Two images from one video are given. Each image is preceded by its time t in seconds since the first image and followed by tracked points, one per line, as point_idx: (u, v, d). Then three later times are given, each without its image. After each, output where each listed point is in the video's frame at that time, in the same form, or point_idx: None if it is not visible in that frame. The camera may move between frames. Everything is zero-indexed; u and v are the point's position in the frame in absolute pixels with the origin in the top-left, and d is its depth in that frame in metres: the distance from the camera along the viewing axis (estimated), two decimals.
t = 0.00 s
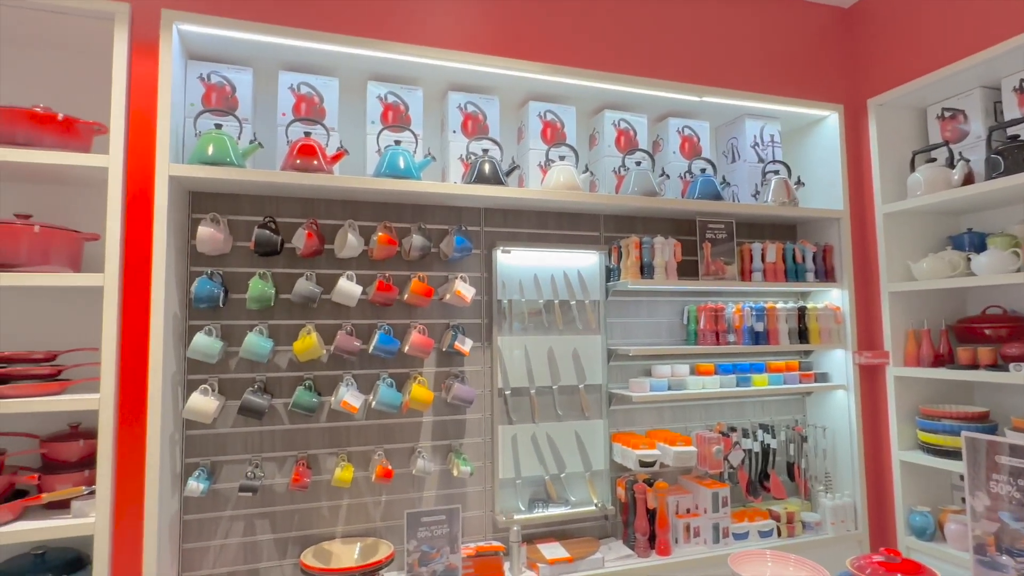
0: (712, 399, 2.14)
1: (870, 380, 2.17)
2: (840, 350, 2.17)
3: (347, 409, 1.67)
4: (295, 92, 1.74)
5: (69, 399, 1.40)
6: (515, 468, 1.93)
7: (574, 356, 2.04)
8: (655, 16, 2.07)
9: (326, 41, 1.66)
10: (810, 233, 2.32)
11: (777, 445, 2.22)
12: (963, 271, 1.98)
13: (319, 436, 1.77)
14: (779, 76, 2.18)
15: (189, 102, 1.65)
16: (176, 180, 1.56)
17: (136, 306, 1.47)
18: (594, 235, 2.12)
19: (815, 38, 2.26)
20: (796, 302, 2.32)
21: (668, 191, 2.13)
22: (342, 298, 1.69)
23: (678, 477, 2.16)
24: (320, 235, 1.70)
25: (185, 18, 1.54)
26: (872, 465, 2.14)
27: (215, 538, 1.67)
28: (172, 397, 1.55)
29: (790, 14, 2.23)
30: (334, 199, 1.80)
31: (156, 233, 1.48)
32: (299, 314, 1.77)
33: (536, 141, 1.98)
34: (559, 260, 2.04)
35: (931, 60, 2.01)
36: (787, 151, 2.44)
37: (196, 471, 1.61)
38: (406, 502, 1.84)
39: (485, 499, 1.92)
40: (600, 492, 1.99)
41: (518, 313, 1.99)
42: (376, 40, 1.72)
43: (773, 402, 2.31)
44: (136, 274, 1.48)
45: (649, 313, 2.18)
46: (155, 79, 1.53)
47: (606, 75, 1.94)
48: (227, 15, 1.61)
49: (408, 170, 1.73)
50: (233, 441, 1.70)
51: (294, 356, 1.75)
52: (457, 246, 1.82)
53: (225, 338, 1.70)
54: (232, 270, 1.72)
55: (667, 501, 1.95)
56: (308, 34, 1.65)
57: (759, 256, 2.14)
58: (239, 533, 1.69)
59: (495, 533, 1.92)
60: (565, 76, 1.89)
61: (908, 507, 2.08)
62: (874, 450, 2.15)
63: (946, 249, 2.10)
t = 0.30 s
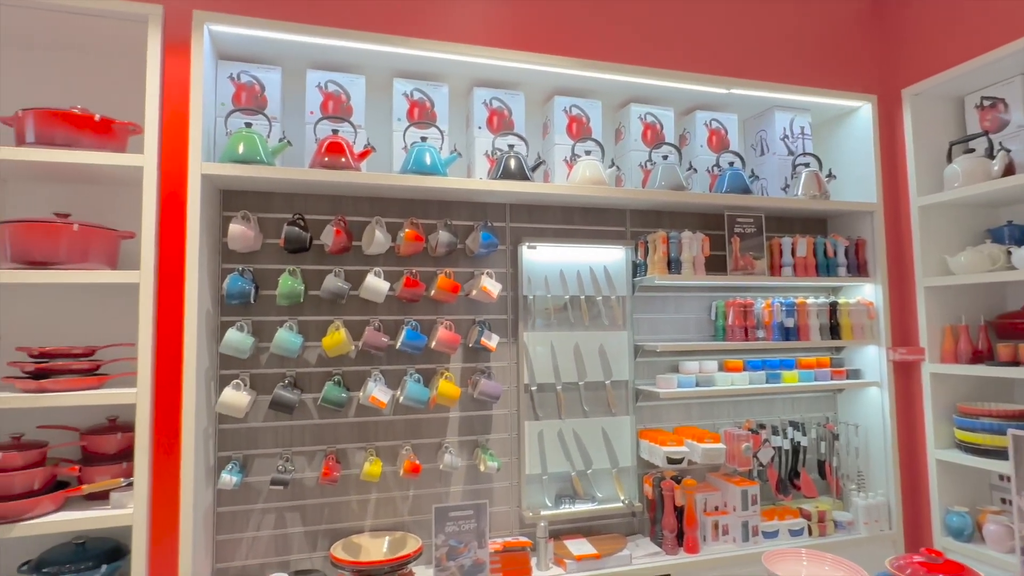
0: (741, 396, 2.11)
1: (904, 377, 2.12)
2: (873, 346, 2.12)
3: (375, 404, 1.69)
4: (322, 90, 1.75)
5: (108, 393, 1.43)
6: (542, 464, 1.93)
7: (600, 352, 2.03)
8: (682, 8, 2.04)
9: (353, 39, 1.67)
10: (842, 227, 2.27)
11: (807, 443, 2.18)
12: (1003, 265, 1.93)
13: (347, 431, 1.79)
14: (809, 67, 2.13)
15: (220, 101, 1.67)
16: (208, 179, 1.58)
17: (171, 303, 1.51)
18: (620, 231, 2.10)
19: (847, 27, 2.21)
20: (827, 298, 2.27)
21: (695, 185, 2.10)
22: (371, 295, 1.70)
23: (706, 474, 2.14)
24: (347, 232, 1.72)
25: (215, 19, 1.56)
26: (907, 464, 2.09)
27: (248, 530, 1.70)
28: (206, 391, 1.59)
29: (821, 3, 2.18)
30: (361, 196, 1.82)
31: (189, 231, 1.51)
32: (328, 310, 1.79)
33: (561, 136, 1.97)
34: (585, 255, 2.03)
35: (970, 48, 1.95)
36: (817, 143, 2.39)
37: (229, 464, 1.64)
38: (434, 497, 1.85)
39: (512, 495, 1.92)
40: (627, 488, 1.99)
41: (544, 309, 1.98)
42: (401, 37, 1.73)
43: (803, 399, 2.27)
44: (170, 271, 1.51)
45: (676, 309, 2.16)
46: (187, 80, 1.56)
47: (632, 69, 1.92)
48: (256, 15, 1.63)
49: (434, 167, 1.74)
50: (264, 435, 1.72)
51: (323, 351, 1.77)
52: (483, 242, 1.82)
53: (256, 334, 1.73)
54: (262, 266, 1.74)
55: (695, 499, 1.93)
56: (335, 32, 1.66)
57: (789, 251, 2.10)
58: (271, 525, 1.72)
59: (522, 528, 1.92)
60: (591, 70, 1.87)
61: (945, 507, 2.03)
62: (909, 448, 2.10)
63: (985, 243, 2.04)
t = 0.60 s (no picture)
0: (763, 390, 2.09)
1: (930, 371, 2.09)
2: (898, 340, 2.09)
3: (397, 396, 1.70)
4: (344, 86, 1.77)
5: (138, 384, 1.47)
6: (562, 457, 1.93)
7: (620, 346, 2.03)
8: None
9: (374, 34, 1.68)
10: (867, 219, 2.23)
11: (831, 438, 2.16)
12: None
13: (370, 423, 1.81)
14: (834, 57, 2.10)
15: (244, 98, 1.69)
16: (233, 174, 1.61)
17: (198, 295, 1.53)
18: (640, 224, 2.09)
19: (872, 15, 2.17)
20: (851, 291, 2.24)
21: (717, 177, 2.08)
22: (391, 288, 1.71)
23: (727, 468, 2.13)
24: (369, 226, 1.73)
25: (239, 16, 1.58)
26: (933, 459, 2.06)
27: (273, 520, 1.73)
28: (232, 383, 1.61)
29: None
30: (383, 190, 1.83)
31: (215, 225, 1.54)
32: (350, 304, 1.81)
33: (581, 129, 1.96)
34: (605, 248, 2.03)
35: (1000, 35, 1.91)
36: (841, 134, 2.36)
37: (255, 455, 1.67)
38: (455, 489, 1.86)
39: (533, 488, 1.93)
40: (648, 482, 1.99)
41: (564, 303, 1.98)
42: (422, 31, 1.74)
43: (827, 393, 2.25)
44: (197, 264, 1.54)
45: (697, 302, 2.15)
46: (212, 76, 1.58)
47: (653, 60, 1.91)
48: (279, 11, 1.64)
49: (455, 161, 1.75)
50: (289, 426, 1.75)
51: (346, 344, 1.79)
52: (503, 236, 1.82)
53: (280, 327, 1.75)
54: (286, 260, 1.77)
55: (717, 493, 1.92)
56: (357, 27, 1.67)
57: (813, 244, 2.08)
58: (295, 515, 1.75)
59: (543, 521, 1.93)
60: (611, 62, 1.86)
61: (972, 504, 2.00)
62: (935, 444, 2.07)
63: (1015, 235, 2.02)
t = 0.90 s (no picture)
0: (785, 387, 2.09)
1: (957, 368, 2.06)
2: (924, 337, 2.07)
3: (422, 392, 1.73)
4: (368, 87, 1.80)
5: (172, 379, 1.51)
6: (584, 453, 1.95)
7: (641, 343, 2.04)
8: None
9: (397, 36, 1.71)
10: (892, 215, 2.21)
11: (854, 435, 2.14)
12: None
13: (394, 418, 1.84)
14: (858, 51, 2.08)
15: (271, 100, 1.73)
16: (261, 175, 1.65)
17: (229, 293, 1.58)
18: (661, 221, 2.09)
19: (898, 8, 2.14)
20: (875, 287, 2.22)
21: (738, 174, 2.08)
22: (416, 286, 1.74)
23: (749, 465, 2.12)
24: (393, 225, 1.76)
25: (267, 20, 1.61)
26: (960, 457, 2.04)
27: (301, 512, 1.77)
28: (261, 379, 1.65)
29: None
30: (406, 190, 1.86)
31: (245, 225, 1.58)
32: (375, 301, 1.84)
33: (602, 126, 1.97)
34: (626, 246, 2.03)
35: None
36: (864, 129, 2.33)
37: (283, 449, 1.71)
38: (478, 484, 1.89)
39: (554, 483, 1.95)
40: (669, 478, 2.00)
41: (585, 300, 2.00)
42: (444, 32, 1.76)
43: (850, 390, 2.23)
44: (228, 263, 1.58)
45: (718, 299, 2.15)
46: (240, 80, 1.61)
47: (674, 58, 1.91)
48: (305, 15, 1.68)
49: (477, 160, 1.77)
50: (316, 421, 1.79)
51: (371, 341, 1.82)
52: (525, 234, 1.84)
53: (307, 324, 1.79)
54: (312, 259, 1.80)
55: (739, 489, 1.92)
56: (380, 29, 1.70)
57: (836, 240, 2.06)
58: (322, 508, 1.79)
59: (565, 516, 1.95)
60: (632, 60, 1.87)
61: (1000, 503, 1.98)
62: (961, 442, 2.04)
63: None
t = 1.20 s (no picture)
0: (797, 377, 2.10)
1: (969, 358, 2.07)
2: (936, 327, 2.07)
3: (437, 380, 1.76)
4: (383, 79, 1.81)
5: (194, 367, 1.55)
6: (596, 441, 1.98)
7: (654, 332, 2.06)
8: None
9: (412, 28, 1.72)
10: (905, 205, 2.21)
11: (865, 424, 2.15)
12: None
13: (410, 406, 1.87)
14: (872, 40, 2.07)
15: (287, 92, 1.75)
16: (279, 166, 1.67)
17: (249, 282, 1.61)
18: (673, 211, 2.10)
19: None
20: (888, 277, 2.22)
21: (751, 164, 2.08)
22: (430, 275, 1.77)
23: (760, 454, 2.14)
24: (409, 216, 1.79)
25: (284, 13, 1.63)
26: (972, 446, 2.05)
27: (319, 497, 1.81)
28: (280, 366, 1.69)
29: None
30: (420, 181, 1.88)
31: (264, 217, 1.61)
32: (390, 291, 1.87)
33: (615, 117, 1.98)
34: (638, 236, 2.04)
35: None
36: (878, 119, 2.33)
37: (302, 436, 1.75)
38: (492, 471, 1.92)
39: (567, 470, 1.98)
40: (681, 466, 2.02)
41: (598, 290, 2.01)
42: (458, 24, 1.77)
43: (861, 380, 2.24)
44: (248, 252, 1.61)
45: (730, 289, 2.16)
46: (258, 73, 1.64)
47: (687, 48, 1.91)
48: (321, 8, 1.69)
49: (491, 151, 1.78)
50: (333, 408, 1.82)
51: (387, 330, 1.85)
52: (539, 225, 1.85)
53: (324, 313, 1.82)
54: (329, 250, 1.83)
55: (750, 477, 1.94)
56: (395, 21, 1.71)
57: (848, 230, 2.07)
58: (340, 494, 1.83)
59: (577, 503, 1.97)
60: (645, 50, 1.87)
61: (1011, 491, 1.98)
62: (973, 432, 2.05)
63: None
